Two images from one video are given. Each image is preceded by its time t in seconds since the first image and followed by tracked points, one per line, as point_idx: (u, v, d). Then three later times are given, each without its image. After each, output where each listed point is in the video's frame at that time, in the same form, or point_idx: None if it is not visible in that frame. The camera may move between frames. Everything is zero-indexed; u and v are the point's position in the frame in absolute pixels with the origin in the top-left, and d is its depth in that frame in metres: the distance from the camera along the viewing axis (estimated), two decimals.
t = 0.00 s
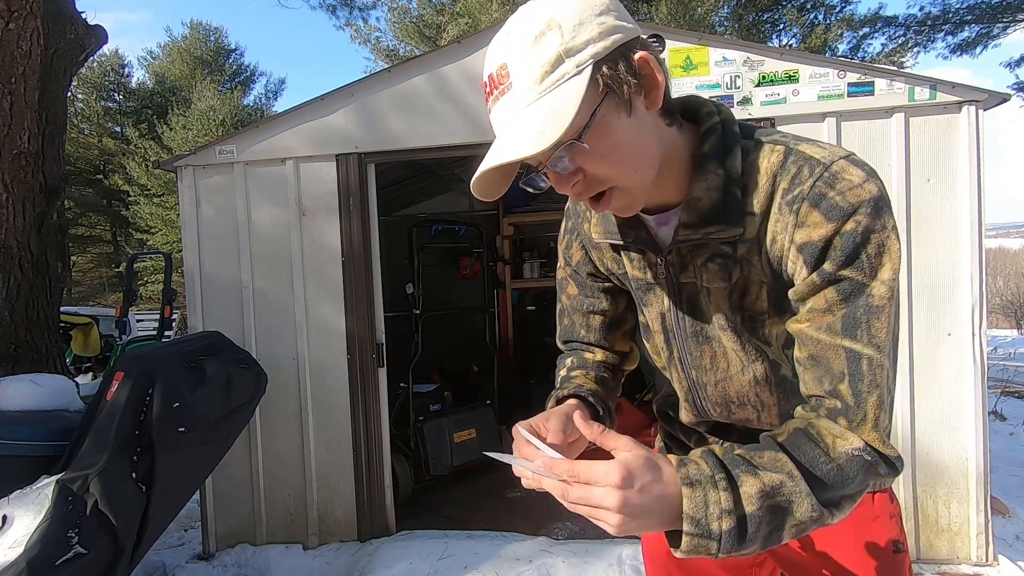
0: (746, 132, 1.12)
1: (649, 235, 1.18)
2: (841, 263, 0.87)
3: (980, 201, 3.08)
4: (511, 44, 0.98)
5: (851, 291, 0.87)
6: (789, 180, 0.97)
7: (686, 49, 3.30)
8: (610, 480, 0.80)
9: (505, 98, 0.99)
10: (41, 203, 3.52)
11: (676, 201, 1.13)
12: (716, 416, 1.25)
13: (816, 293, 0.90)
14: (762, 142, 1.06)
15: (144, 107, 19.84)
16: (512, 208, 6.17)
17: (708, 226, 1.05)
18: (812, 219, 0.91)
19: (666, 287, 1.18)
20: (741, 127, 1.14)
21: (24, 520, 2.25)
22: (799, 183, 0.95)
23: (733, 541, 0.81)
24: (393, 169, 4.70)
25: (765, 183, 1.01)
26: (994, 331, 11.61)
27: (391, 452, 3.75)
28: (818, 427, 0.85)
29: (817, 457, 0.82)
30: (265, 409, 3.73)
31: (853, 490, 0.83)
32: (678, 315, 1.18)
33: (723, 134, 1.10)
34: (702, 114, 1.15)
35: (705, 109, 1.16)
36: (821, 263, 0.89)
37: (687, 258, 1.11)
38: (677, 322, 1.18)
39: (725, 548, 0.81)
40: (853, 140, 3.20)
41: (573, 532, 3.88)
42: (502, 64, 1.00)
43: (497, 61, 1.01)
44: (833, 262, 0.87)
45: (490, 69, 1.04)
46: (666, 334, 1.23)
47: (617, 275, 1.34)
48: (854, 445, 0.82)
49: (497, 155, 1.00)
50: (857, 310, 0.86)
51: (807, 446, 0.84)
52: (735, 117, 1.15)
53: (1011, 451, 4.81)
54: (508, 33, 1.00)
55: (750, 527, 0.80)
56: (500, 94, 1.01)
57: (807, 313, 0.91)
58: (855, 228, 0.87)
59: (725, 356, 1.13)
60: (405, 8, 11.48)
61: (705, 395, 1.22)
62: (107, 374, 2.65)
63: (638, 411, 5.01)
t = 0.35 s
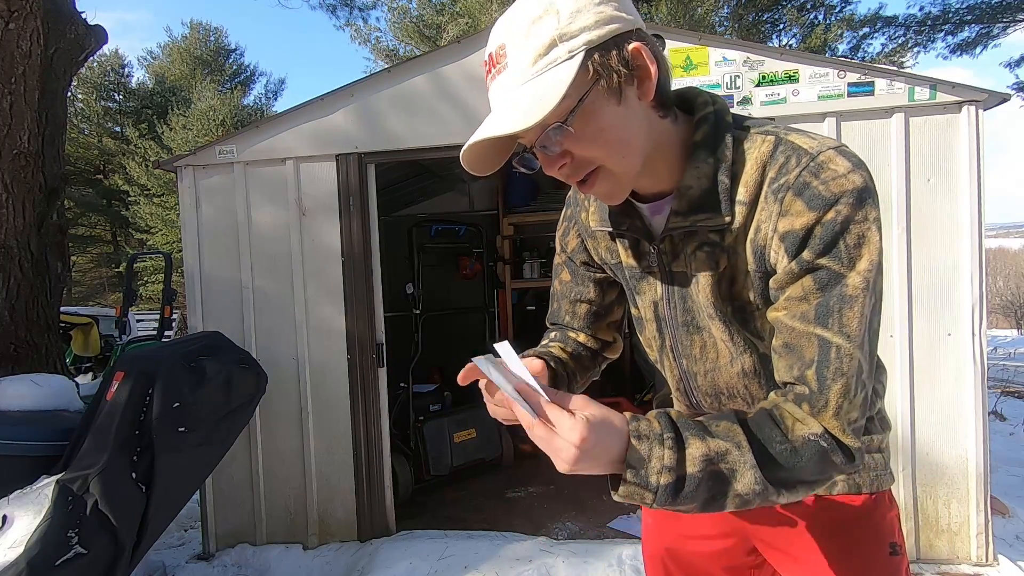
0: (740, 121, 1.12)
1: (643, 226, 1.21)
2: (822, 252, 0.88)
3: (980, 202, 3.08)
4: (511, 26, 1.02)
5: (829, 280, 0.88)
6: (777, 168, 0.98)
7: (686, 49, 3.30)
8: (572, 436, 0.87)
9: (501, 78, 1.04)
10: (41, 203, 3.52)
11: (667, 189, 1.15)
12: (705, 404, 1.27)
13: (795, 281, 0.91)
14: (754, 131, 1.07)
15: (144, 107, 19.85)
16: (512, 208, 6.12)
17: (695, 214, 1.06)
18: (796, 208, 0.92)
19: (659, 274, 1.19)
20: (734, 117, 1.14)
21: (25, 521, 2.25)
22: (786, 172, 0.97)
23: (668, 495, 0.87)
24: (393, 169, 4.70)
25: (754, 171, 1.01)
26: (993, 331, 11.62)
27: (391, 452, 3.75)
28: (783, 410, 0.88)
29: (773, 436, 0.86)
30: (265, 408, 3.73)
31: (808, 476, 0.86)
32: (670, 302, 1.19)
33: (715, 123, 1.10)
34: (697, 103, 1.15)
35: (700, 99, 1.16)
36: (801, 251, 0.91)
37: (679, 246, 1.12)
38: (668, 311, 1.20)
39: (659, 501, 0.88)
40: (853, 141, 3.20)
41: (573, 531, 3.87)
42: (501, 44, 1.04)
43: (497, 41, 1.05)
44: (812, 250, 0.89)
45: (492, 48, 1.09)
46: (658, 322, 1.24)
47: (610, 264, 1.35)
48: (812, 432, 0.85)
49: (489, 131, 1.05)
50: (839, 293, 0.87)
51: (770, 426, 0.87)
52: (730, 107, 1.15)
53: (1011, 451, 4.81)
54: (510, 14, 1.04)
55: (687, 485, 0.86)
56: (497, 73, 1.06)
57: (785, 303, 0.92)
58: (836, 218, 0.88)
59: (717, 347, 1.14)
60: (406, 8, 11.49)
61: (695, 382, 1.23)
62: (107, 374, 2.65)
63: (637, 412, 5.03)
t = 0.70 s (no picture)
0: (735, 173, 1.13)
1: (641, 277, 1.22)
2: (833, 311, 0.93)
3: (980, 202, 3.09)
4: (559, 54, 1.00)
5: (846, 335, 0.93)
6: (778, 221, 1.00)
7: (686, 49, 3.30)
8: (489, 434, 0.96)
9: (546, 106, 0.99)
10: (41, 203, 3.52)
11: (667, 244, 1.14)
12: (704, 425, 1.30)
13: (810, 342, 0.97)
14: (750, 182, 1.09)
15: (144, 107, 19.86)
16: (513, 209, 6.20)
17: (699, 267, 1.07)
18: (799, 262, 0.96)
19: (657, 323, 1.22)
20: (728, 168, 1.15)
21: (24, 521, 2.25)
22: (786, 223, 0.99)
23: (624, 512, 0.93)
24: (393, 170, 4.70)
25: (752, 223, 1.04)
26: (994, 331, 11.61)
27: (391, 452, 3.75)
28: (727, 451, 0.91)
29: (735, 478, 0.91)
30: (265, 409, 3.73)
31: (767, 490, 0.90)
32: (670, 347, 1.21)
33: (713, 178, 1.10)
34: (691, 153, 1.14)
35: (694, 149, 1.14)
36: (807, 309, 0.96)
37: (680, 298, 1.14)
38: (669, 356, 1.22)
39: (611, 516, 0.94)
40: (853, 140, 3.20)
41: (573, 531, 3.88)
42: (547, 71, 1.01)
43: (541, 67, 1.01)
44: (823, 307, 0.94)
45: (526, 75, 1.04)
46: (661, 364, 1.27)
47: (607, 311, 1.38)
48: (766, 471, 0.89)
49: (531, 161, 0.99)
50: (854, 353, 0.93)
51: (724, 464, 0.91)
52: (723, 158, 1.15)
53: (1012, 451, 4.80)
54: (554, 44, 1.02)
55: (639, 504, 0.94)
56: (540, 100, 1.01)
57: (808, 363, 0.97)
58: (836, 273, 0.92)
59: (715, 389, 1.17)
60: (405, 8, 11.52)
61: (698, 413, 1.27)
62: (107, 373, 2.65)
63: (636, 411, 5.05)
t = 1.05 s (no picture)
0: (717, 182, 1.10)
1: (631, 289, 1.21)
2: (809, 316, 0.90)
3: (981, 201, 3.08)
4: (546, 63, 1.01)
5: (817, 338, 0.90)
6: (759, 231, 0.97)
7: (686, 49, 3.30)
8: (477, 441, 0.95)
9: (536, 111, 0.99)
10: (41, 203, 3.52)
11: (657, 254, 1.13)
12: (703, 430, 1.30)
13: (787, 346, 0.94)
14: (733, 192, 1.06)
15: (144, 107, 19.86)
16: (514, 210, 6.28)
17: (687, 279, 1.05)
18: (780, 270, 0.94)
19: (649, 336, 1.23)
20: (710, 177, 1.12)
21: (24, 521, 2.25)
22: (768, 233, 0.96)
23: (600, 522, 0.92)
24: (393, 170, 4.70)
25: (735, 232, 1.01)
26: (994, 331, 11.61)
27: (391, 452, 3.75)
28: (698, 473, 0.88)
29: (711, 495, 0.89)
30: (265, 409, 3.73)
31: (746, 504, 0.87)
32: (663, 358, 1.21)
33: (693, 188, 1.08)
34: (671, 166, 1.13)
35: (674, 161, 1.13)
36: (787, 313, 0.93)
37: (671, 308, 1.12)
38: (663, 366, 1.23)
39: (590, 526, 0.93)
40: (853, 140, 3.20)
41: (573, 531, 3.88)
42: (534, 79, 1.01)
43: (529, 76, 1.02)
44: (801, 313, 0.91)
45: (513, 85, 1.04)
46: (656, 375, 1.29)
47: (603, 322, 1.38)
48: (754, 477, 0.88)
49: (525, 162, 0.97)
50: (827, 355, 0.90)
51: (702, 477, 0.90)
52: (704, 167, 1.13)
53: (1012, 451, 4.80)
54: (542, 55, 1.03)
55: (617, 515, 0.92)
56: (529, 106, 1.00)
57: (783, 365, 0.95)
58: (818, 280, 0.89)
59: (709, 397, 1.17)
60: (406, 8, 11.54)
61: (695, 420, 1.27)
62: (107, 373, 2.65)
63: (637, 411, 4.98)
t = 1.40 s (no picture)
0: (705, 182, 1.09)
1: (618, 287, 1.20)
2: (790, 324, 0.85)
3: (980, 201, 3.08)
4: (496, 85, 1.01)
5: (798, 346, 0.85)
6: (739, 236, 0.95)
7: (686, 49, 3.30)
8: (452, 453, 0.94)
9: (481, 138, 1.03)
10: (42, 203, 3.52)
11: (640, 252, 1.14)
12: (693, 428, 1.28)
13: (767, 351, 0.88)
14: (719, 193, 1.04)
15: (144, 107, 19.86)
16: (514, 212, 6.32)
17: (669, 279, 1.04)
18: (760, 275, 0.88)
19: (637, 333, 1.21)
20: (699, 177, 1.11)
21: (24, 521, 2.25)
22: (748, 239, 0.93)
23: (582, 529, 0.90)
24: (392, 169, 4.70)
25: (720, 235, 0.99)
26: (993, 331, 11.61)
27: (391, 452, 3.75)
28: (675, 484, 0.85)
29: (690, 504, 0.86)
30: (266, 409, 3.73)
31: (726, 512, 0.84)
32: (651, 356, 1.19)
33: (680, 189, 1.08)
34: (661, 165, 1.13)
35: (663, 160, 1.13)
36: (767, 319, 0.88)
37: (657, 307, 1.10)
38: (650, 363, 1.21)
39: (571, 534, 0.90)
40: (853, 140, 3.20)
41: (573, 531, 3.88)
42: (486, 100, 1.03)
43: (483, 96, 1.04)
44: (777, 320, 0.86)
45: (475, 100, 1.07)
46: (644, 371, 1.27)
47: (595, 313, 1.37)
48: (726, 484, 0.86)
49: (463, 191, 1.03)
50: (808, 363, 0.85)
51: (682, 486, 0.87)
52: (693, 167, 1.12)
53: (1012, 451, 4.80)
54: (500, 70, 1.02)
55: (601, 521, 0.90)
56: (478, 131, 1.05)
57: (765, 370, 0.89)
58: (796, 289, 0.85)
59: (696, 397, 1.15)
60: (406, 8, 11.56)
61: (685, 418, 1.25)
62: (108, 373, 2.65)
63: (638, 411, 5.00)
